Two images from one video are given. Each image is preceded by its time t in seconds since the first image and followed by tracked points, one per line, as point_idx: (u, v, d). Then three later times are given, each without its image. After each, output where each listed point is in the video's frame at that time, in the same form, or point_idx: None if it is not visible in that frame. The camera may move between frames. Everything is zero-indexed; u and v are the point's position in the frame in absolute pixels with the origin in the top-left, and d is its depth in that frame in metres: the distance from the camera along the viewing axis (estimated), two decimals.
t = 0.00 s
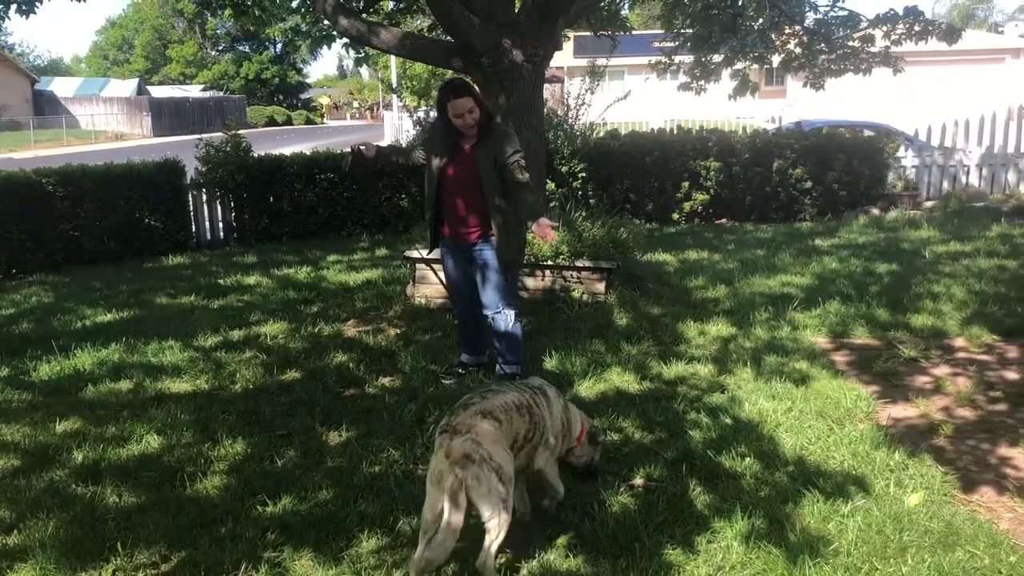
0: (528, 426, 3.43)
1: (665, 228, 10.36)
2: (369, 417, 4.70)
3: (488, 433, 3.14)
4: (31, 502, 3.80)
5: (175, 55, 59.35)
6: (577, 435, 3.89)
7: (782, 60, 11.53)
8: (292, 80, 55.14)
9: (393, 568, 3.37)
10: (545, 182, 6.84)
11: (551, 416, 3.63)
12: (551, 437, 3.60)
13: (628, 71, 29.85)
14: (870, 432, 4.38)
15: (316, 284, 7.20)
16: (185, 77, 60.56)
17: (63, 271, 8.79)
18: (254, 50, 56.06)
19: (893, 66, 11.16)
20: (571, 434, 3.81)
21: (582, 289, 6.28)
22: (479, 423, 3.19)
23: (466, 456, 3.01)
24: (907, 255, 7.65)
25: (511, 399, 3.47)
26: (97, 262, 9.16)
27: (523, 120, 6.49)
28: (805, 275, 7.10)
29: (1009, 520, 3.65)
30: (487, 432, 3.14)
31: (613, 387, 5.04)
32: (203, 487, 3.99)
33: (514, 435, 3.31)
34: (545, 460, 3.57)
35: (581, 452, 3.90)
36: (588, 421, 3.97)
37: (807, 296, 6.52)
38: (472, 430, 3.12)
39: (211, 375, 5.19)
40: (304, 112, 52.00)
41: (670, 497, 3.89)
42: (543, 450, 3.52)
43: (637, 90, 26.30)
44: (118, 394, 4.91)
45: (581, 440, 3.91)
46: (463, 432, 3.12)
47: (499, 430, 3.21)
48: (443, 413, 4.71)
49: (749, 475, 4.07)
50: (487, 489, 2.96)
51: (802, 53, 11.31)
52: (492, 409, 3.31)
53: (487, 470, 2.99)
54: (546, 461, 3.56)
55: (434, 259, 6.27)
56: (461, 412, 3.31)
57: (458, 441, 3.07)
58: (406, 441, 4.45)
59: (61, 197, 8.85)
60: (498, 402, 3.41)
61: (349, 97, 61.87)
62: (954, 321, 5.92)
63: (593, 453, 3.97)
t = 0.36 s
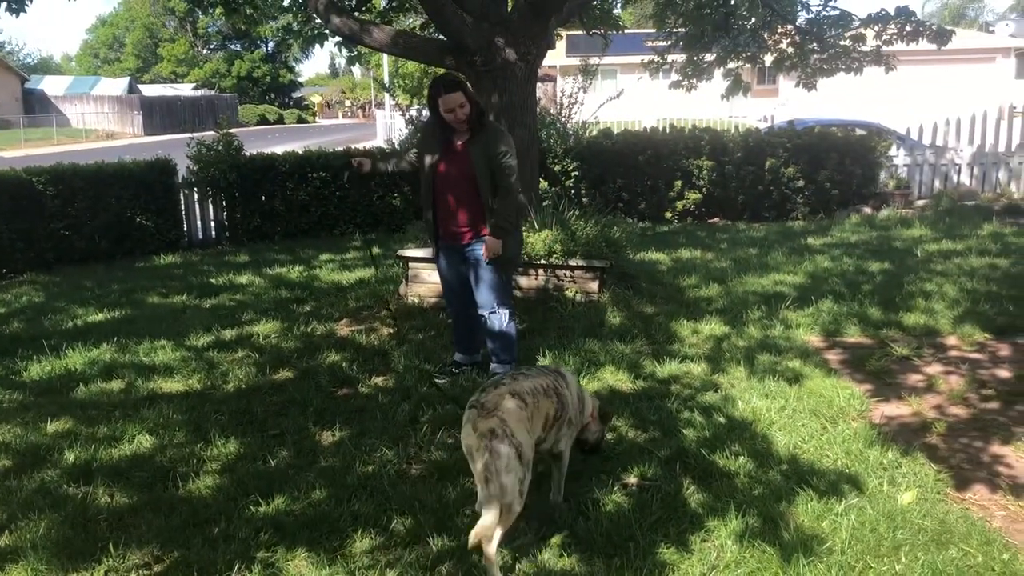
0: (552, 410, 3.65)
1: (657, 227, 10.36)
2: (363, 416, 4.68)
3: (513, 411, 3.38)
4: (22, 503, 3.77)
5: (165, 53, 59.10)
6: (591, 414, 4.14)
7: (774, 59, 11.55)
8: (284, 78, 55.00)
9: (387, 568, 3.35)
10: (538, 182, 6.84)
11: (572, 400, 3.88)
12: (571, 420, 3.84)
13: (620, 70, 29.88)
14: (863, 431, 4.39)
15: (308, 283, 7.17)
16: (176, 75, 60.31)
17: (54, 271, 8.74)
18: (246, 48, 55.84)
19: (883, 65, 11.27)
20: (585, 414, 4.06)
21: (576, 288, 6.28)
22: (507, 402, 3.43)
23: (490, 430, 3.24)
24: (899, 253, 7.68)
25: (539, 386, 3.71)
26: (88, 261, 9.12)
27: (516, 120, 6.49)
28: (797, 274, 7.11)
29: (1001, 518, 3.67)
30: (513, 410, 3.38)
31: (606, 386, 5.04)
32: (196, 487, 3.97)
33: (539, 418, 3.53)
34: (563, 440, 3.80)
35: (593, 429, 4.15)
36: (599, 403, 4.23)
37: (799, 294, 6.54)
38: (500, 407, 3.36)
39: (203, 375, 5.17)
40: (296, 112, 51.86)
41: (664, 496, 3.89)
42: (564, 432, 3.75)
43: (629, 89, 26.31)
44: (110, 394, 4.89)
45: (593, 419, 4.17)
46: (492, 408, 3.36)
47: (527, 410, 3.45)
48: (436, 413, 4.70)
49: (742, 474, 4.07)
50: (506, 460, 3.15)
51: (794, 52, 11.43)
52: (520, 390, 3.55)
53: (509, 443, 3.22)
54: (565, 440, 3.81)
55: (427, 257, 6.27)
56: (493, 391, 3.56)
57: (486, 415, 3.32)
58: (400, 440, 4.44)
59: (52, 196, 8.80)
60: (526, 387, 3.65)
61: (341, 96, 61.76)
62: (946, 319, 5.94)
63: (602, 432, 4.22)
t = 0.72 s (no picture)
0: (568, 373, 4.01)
1: (654, 224, 10.37)
2: (359, 412, 4.68)
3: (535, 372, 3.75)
4: (18, 498, 3.76)
5: (160, 48, 58.87)
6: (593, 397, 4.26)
7: (772, 55, 11.48)
8: (279, 74, 54.86)
9: (383, 564, 3.35)
10: (534, 179, 6.85)
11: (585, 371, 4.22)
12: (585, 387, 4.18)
13: (617, 67, 29.89)
14: (860, 428, 4.40)
15: (304, 279, 7.16)
16: (171, 70, 60.07)
17: (49, 266, 8.71)
18: (241, 43, 55.66)
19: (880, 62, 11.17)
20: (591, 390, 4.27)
21: (572, 285, 6.28)
22: (530, 362, 3.79)
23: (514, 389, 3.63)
24: (895, 250, 7.69)
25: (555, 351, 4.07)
26: (84, 257, 9.09)
27: (513, 116, 6.49)
28: (794, 271, 7.12)
29: (997, 515, 3.68)
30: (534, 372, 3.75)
31: (603, 382, 5.05)
32: (192, 483, 3.96)
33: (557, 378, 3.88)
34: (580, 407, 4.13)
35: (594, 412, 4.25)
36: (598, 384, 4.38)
37: (796, 291, 6.54)
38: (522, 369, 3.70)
39: (199, 370, 5.16)
40: (291, 108, 51.73)
41: (660, 493, 3.89)
42: (576, 399, 4.03)
43: (626, 86, 26.31)
44: (105, 389, 4.88)
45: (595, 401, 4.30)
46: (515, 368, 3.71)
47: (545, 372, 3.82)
48: (432, 409, 4.70)
49: (739, 471, 4.08)
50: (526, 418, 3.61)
51: (791, 49, 11.31)
52: (539, 354, 3.90)
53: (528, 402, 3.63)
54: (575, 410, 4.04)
55: (423, 254, 6.25)
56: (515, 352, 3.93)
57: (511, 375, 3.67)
58: (396, 436, 4.43)
59: (47, 191, 8.77)
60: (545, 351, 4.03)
61: (336, 93, 61.65)
62: (942, 316, 5.96)
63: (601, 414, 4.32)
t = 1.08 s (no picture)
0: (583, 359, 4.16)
1: (650, 219, 10.37)
2: (356, 408, 4.68)
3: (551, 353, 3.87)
4: (13, 494, 3.76)
5: (156, 44, 58.73)
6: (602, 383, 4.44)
7: (768, 50, 11.56)
8: (275, 70, 54.76)
9: (379, 559, 3.36)
10: (531, 174, 6.86)
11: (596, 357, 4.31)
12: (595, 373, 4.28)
13: (613, 62, 29.89)
14: (855, 422, 4.41)
15: (300, 274, 7.15)
16: (166, 67, 59.90)
17: (44, 261, 8.70)
18: (237, 39, 55.54)
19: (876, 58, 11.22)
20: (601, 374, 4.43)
21: (569, 280, 6.30)
22: (543, 347, 3.88)
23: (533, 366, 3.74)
24: (891, 246, 7.70)
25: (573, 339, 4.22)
26: (79, 253, 9.08)
27: (509, 112, 6.50)
28: (790, 266, 7.13)
29: (992, 509, 3.69)
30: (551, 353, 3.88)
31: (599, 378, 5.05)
32: (189, 478, 3.96)
33: (567, 364, 4.01)
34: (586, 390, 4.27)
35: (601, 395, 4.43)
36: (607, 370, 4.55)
37: (792, 287, 6.55)
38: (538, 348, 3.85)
39: (196, 366, 5.16)
40: (288, 105, 51.64)
41: (657, 488, 3.90)
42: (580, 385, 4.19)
43: (623, 81, 26.30)
44: (101, 385, 4.87)
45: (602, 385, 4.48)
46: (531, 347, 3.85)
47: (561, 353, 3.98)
48: (429, 404, 4.70)
49: (735, 465, 4.08)
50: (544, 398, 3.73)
51: (787, 44, 11.36)
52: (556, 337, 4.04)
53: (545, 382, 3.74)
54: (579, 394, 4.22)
55: (418, 249, 6.25)
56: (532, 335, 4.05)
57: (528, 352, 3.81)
58: (393, 431, 4.44)
59: (43, 187, 8.76)
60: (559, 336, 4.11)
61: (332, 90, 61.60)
62: (938, 311, 5.97)
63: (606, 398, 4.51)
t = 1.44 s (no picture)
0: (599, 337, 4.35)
1: (646, 216, 10.37)
2: (352, 406, 4.68)
3: (565, 338, 4.05)
4: (10, 493, 3.76)
5: (150, 43, 58.57)
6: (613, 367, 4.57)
7: (763, 47, 11.55)
8: (271, 69, 54.67)
9: (376, 556, 3.36)
10: (526, 172, 6.87)
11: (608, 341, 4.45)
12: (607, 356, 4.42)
13: (609, 59, 29.88)
14: (851, 418, 4.42)
15: (296, 272, 7.15)
16: (160, 65, 59.81)
17: (40, 261, 8.69)
18: (233, 38, 55.46)
19: (872, 53, 11.26)
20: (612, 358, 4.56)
21: (565, 277, 6.30)
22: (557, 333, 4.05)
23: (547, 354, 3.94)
24: (886, 242, 7.71)
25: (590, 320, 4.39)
26: (75, 252, 9.07)
27: (504, 111, 6.50)
28: (786, 262, 7.13)
29: (986, 503, 3.71)
30: (566, 338, 4.07)
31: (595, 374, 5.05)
32: (186, 476, 3.96)
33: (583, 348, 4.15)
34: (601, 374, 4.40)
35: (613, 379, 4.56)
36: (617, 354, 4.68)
37: (787, 283, 6.56)
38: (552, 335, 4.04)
39: (192, 364, 5.16)
40: (283, 103, 51.56)
41: (653, 484, 3.90)
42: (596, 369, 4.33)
43: (619, 78, 26.29)
44: (98, 384, 4.87)
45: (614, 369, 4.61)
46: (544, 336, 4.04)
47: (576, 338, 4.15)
48: (426, 402, 4.71)
49: (731, 461, 4.09)
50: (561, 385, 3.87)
51: (782, 40, 11.34)
52: (571, 321, 4.22)
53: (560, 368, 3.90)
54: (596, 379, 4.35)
55: (414, 247, 6.26)
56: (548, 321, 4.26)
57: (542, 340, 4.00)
58: (390, 429, 4.44)
59: (38, 186, 8.74)
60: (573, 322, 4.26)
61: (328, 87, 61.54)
62: (933, 307, 5.98)
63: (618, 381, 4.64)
